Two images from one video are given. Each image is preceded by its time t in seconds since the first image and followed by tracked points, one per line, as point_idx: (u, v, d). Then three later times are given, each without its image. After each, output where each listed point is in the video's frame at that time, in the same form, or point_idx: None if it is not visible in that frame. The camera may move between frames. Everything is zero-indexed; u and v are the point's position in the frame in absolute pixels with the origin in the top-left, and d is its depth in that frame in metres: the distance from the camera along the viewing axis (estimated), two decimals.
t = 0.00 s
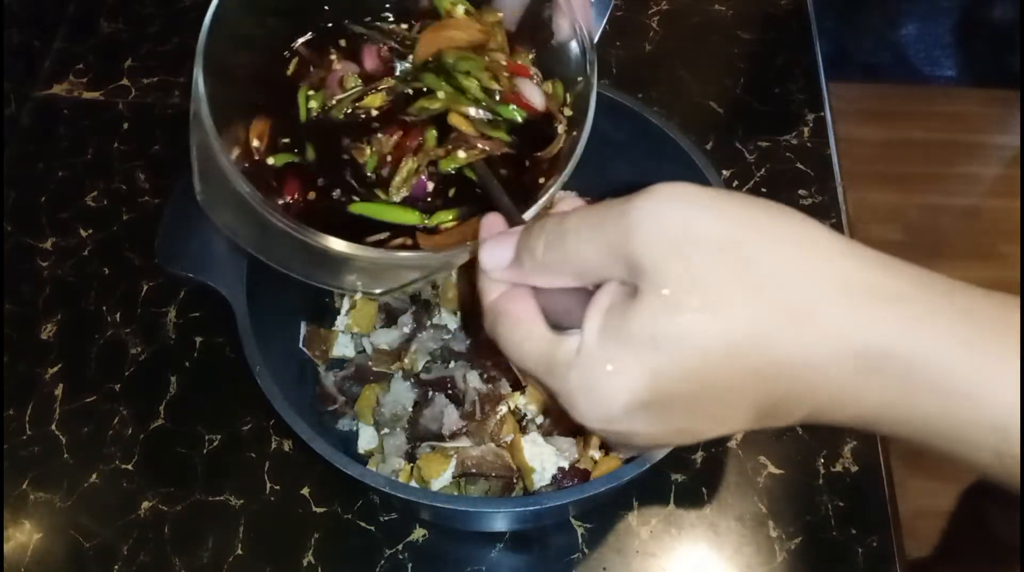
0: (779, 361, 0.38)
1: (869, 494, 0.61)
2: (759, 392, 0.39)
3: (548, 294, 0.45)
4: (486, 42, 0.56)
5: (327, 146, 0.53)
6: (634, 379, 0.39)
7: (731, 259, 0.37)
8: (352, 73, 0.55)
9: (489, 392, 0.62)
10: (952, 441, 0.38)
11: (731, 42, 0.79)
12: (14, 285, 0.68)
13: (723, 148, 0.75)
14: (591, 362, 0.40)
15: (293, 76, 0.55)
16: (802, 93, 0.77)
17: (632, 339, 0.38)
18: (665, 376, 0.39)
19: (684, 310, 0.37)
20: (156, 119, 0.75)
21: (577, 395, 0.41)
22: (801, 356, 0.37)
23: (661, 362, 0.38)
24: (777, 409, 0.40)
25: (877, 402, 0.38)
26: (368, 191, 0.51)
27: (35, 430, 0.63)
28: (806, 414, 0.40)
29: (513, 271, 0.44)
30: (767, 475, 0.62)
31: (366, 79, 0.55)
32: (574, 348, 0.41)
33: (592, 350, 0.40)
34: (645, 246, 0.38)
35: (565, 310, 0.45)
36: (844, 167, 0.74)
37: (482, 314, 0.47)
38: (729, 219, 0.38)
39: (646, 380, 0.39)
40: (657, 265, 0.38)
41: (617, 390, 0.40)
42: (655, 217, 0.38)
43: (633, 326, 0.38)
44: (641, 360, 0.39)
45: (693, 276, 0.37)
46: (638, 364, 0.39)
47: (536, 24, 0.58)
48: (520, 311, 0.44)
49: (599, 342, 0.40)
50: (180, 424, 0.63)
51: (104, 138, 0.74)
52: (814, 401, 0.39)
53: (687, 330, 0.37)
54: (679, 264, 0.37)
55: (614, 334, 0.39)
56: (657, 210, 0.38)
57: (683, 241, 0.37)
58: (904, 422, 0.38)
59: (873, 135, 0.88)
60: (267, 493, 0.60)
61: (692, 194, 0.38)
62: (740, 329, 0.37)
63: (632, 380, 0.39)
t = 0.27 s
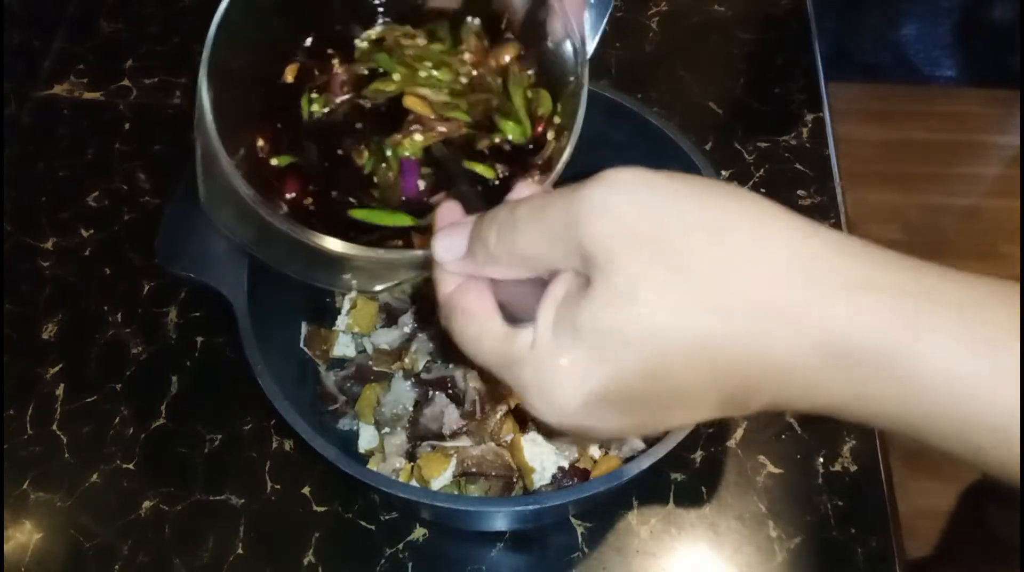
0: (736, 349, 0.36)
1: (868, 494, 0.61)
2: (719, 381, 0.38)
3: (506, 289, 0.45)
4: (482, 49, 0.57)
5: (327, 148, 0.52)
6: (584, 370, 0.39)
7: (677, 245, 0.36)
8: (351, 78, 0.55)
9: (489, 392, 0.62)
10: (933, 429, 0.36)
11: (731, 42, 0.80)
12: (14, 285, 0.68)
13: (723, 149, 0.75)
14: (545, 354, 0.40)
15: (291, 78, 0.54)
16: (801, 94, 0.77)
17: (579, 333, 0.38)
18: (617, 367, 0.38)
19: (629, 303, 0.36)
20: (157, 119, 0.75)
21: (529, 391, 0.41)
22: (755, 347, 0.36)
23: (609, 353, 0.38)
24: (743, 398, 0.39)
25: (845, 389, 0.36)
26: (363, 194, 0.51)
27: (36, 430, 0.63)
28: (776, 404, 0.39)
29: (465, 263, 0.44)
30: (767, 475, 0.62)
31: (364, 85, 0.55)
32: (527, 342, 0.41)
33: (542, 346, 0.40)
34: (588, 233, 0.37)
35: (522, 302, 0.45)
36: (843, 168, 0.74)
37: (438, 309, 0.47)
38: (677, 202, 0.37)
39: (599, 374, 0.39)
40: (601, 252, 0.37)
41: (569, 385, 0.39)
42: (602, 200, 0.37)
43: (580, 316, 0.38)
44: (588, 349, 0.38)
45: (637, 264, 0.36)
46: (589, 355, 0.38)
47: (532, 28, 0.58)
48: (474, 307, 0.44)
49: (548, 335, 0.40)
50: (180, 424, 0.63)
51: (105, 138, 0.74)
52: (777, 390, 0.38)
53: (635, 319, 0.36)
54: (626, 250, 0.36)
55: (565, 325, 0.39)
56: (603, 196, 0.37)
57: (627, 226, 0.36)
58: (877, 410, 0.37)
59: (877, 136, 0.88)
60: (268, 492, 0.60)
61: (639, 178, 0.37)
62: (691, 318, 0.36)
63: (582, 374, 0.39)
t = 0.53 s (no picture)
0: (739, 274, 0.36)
1: (869, 494, 0.61)
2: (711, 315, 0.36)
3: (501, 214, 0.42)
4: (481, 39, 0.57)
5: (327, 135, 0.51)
6: (590, 248, 0.35)
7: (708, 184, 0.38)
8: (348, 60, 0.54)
9: (489, 392, 0.62)
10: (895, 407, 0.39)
11: (731, 41, 0.79)
12: (14, 285, 0.68)
13: (724, 148, 0.75)
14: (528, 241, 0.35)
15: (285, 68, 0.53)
16: (802, 93, 0.77)
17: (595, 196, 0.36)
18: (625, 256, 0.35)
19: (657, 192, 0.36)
20: (157, 119, 0.75)
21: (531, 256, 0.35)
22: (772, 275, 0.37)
23: (620, 225, 0.35)
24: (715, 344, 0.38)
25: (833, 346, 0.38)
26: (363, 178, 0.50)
27: (35, 430, 0.63)
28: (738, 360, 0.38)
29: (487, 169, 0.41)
30: (767, 476, 0.62)
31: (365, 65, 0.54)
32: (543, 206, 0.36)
33: (550, 222, 0.35)
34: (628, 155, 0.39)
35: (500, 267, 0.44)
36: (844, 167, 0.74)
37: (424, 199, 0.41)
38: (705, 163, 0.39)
39: (599, 261, 0.35)
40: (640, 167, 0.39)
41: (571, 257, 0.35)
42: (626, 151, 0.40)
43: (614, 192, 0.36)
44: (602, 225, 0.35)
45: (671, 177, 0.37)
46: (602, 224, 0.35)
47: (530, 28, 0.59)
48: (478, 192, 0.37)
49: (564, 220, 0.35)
50: (179, 425, 0.63)
51: (104, 138, 0.74)
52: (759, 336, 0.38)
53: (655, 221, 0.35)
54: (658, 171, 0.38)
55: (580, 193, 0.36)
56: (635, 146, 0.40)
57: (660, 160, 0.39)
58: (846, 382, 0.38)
59: (875, 136, 0.90)
60: (267, 493, 0.60)
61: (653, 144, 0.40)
62: (710, 234, 0.36)
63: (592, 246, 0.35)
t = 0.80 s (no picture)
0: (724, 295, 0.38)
1: (869, 494, 0.61)
2: (714, 335, 0.39)
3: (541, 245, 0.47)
4: (475, 52, 0.57)
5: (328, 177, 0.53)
6: (590, 291, 0.39)
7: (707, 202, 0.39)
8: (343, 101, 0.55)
9: (488, 392, 0.62)
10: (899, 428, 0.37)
11: (731, 41, 0.79)
12: (14, 285, 0.68)
13: (724, 148, 0.75)
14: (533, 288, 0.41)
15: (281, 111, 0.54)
16: (802, 93, 0.77)
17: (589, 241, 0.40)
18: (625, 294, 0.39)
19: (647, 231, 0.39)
20: (156, 119, 0.75)
21: (544, 302, 0.41)
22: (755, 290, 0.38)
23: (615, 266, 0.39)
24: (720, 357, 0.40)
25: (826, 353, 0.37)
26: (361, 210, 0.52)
27: (35, 430, 0.63)
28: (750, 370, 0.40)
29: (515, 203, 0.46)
30: (767, 476, 0.62)
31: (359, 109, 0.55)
32: (552, 255, 0.41)
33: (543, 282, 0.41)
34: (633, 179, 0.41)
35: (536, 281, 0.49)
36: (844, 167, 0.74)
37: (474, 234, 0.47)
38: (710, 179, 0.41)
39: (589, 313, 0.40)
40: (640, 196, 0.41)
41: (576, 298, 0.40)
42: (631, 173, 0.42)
43: (604, 239, 0.39)
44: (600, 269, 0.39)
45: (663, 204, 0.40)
46: (599, 267, 0.39)
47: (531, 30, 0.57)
48: (510, 238, 0.44)
49: (567, 265, 0.40)
50: (179, 425, 0.63)
51: (104, 138, 0.74)
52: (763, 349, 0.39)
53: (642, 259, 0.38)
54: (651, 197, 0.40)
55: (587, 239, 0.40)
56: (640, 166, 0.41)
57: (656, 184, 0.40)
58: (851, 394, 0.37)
59: (875, 137, 0.91)
60: (267, 493, 0.60)
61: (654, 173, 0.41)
62: (694, 266, 0.38)
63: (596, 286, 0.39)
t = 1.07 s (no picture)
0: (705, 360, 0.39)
1: (869, 495, 0.61)
2: (708, 388, 0.41)
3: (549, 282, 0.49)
4: (462, 71, 0.57)
5: (349, 207, 0.52)
6: (583, 371, 0.44)
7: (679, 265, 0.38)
8: (349, 131, 0.55)
9: (488, 392, 0.62)
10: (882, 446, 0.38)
11: (731, 41, 0.79)
12: (14, 285, 0.68)
13: (723, 148, 0.75)
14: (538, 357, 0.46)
15: (293, 149, 0.54)
16: (802, 93, 0.77)
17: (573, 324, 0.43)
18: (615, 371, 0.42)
19: (618, 317, 0.40)
20: (157, 119, 0.75)
21: (545, 373, 0.46)
22: (724, 350, 0.38)
23: (600, 351, 0.42)
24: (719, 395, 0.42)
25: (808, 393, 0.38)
26: (384, 229, 0.51)
27: (35, 430, 0.63)
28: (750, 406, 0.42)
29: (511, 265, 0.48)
30: (767, 476, 0.62)
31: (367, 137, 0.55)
32: (545, 334, 0.46)
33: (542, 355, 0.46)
34: (601, 255, 0.40)
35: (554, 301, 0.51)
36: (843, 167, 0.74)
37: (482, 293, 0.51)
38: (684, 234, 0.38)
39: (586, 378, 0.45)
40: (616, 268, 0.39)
41: (573, 373, 0.44)
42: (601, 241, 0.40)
43: (583, 324, 0.42)
44: (587, 352, 0.42)
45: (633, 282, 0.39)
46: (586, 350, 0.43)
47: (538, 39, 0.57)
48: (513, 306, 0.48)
49: (561, 347, 0.44)
50: (179, 425, 0.63)
51: (104, 138, 0.74)
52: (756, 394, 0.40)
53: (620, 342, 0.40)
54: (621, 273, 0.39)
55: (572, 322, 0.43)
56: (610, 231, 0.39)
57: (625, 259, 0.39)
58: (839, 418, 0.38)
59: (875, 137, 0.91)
60: (267, 493, 0.60)
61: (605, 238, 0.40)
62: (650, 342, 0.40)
63: (585, 364, 0.43)
